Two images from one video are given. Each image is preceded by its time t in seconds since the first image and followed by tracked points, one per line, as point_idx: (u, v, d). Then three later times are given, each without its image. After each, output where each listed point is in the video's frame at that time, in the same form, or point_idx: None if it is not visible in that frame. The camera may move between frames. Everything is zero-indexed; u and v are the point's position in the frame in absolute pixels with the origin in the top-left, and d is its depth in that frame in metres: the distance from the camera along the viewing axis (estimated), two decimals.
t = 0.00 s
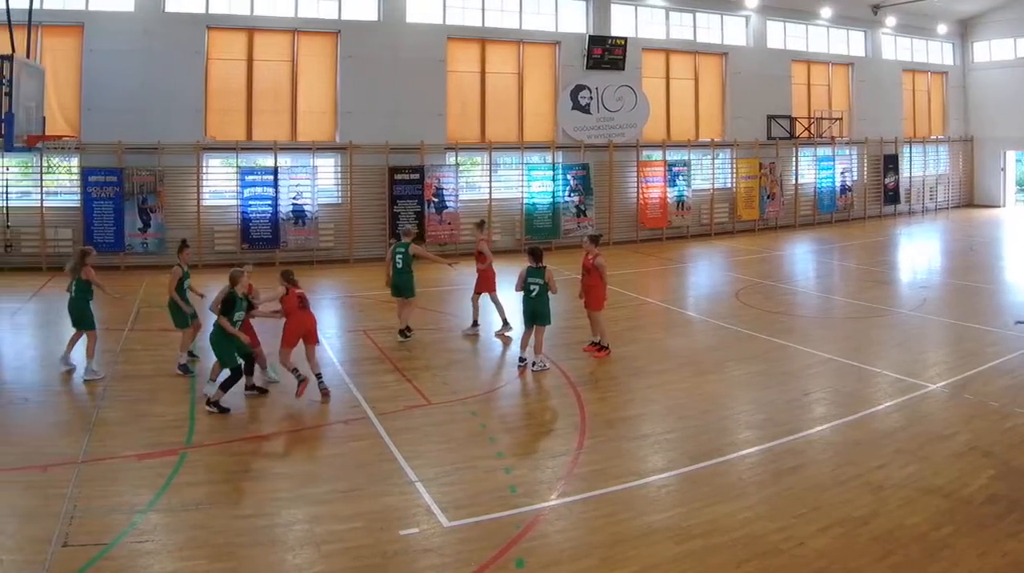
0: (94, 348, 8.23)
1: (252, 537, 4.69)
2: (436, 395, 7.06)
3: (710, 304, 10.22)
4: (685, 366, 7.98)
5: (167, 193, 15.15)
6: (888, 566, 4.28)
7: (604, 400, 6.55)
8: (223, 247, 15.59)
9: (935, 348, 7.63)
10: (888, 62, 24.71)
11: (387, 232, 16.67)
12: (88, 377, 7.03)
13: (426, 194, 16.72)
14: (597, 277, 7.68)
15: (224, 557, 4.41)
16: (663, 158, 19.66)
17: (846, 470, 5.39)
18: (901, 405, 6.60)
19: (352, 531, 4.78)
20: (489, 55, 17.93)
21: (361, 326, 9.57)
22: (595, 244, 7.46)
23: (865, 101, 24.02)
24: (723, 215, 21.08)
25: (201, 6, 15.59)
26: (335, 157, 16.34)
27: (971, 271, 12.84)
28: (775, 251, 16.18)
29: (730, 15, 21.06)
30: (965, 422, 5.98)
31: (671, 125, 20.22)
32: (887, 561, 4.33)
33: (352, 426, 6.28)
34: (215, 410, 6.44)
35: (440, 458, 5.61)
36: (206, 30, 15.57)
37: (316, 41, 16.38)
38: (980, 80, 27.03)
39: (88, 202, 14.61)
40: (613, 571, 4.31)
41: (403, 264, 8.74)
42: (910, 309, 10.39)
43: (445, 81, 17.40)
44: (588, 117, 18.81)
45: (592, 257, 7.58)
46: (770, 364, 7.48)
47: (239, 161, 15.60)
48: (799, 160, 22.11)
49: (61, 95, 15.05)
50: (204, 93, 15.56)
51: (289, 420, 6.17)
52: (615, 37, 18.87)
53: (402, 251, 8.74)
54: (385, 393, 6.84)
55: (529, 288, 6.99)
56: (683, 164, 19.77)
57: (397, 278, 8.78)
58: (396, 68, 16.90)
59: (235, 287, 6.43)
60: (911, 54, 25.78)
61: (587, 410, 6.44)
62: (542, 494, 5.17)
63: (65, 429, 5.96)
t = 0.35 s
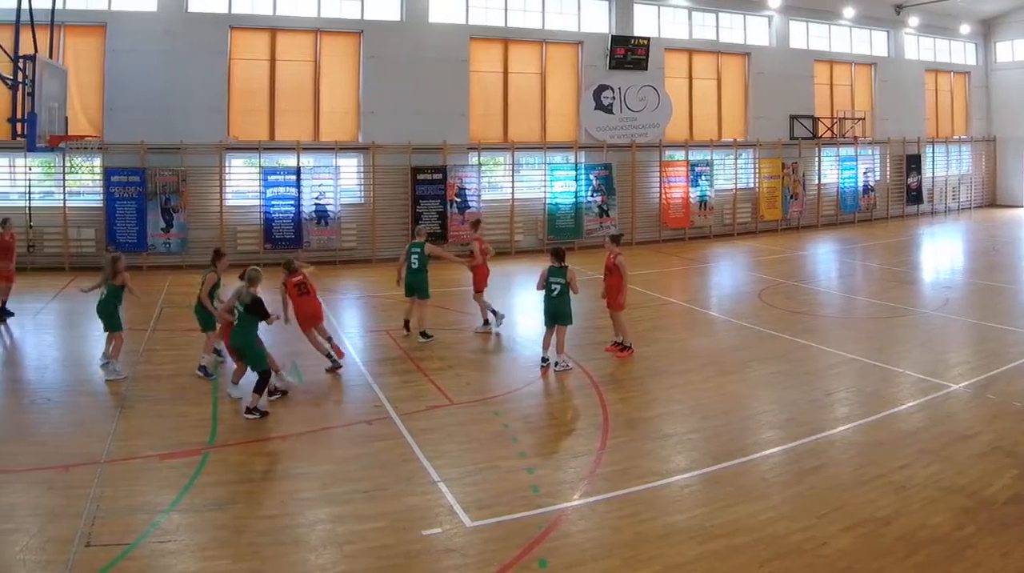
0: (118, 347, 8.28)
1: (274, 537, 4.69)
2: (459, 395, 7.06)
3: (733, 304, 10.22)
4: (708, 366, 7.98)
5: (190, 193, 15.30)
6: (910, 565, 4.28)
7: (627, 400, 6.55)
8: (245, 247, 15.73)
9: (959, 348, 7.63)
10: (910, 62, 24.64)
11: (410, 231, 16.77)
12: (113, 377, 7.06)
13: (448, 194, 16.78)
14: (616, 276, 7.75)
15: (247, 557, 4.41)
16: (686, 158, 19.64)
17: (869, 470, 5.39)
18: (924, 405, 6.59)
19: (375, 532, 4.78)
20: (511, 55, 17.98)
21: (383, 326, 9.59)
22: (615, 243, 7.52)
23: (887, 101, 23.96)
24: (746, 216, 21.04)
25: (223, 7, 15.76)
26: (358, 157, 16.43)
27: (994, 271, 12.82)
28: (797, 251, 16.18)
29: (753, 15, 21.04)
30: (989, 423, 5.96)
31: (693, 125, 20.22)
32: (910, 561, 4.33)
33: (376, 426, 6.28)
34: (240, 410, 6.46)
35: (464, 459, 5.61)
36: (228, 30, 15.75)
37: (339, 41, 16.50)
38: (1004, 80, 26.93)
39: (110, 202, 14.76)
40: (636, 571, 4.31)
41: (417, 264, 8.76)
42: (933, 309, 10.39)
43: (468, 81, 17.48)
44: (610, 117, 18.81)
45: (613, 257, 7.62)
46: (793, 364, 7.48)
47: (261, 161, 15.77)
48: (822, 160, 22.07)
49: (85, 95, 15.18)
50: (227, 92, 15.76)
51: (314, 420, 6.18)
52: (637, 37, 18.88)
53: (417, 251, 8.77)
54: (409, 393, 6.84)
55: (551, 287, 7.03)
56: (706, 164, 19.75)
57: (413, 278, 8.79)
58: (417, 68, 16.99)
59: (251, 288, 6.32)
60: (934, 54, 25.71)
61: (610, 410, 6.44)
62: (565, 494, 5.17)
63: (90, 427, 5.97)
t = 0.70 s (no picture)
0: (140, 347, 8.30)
1: (294, 538, 4.69)
2: (479, 395, 7.07)
3: (753, 304, 10.23)
4: (728, 366, 7.98)
5: (209, 192, 15.35)
6: (930, 566, 4.27)
7: (648, 400, 6.55)
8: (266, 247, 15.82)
9: (979, 348, 7.63)
10: (930, 61, 24.56)
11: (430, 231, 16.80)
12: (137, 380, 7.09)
13: (468, 194, 16.88)
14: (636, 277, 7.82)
15: (267, 557, 4.41)
16: (707, 157, 19.64)
17: (889, 471, 5.38)
18: (944, 405, 6.60)
19: (396, 532, 4.78)
20: (532, 54, 18.00)
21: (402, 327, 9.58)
22: (637, 243, 7.59)
23: (907, 101, 23.89)
24: (767, 216, 21.04)
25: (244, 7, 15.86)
26: (378, 157, 16.50)
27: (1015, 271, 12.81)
28: (817, 251, 16.17)
29: (773, 15, 21.04)
30: (1009, 422, 5.95)
31: (714, 125, 20.19)
32: (930, 561, 4.32)
33: (397, 426, 6.28)
34: (260, 410, 6.46)
35: (484, 459, 5.61)
36: (249, 30, 15.82)
37: (358, 41, 16.56)
38: None
39: (131, 202, 14.87)
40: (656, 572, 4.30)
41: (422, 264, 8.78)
42: (953, 309, 10.39)
43: (489, 81, 17.51)
44: (631, 118, 18.82)
45: (634, 257, 7.69)
46: (814, 364, 7.48)
47: (281, 161, 15.84)
48: (842, 160, 22.02)
49: (105, 94, 15.23)
50: (248, 91, 15.82)
51: (335, 421, 6.18)
52: (657, 37, 18.88)
53: (422, 254, 8.73)
54: (428, 393, 6.83)
55: (572, 288, 7.04)
56: (726, 165, 19.75)
57: (421, 279, 8.81)
58: (437, 67, 17.03)
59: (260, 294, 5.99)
60: (954, 54, 25.62)
61: (631, 410, 6.44)
62: (585, 494, 5.17)
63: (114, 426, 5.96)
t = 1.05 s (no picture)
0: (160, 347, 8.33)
1: (314, 538, 4.69)
2: (498, 395, 7.07)
3: (774, 304, 10.24)
4: (747, 366, 7.99)
5: (229, 193, 15.43)
6: (951, 565, 4.27)
7: (668, 400, 6.56)
8: (286, 248, 15.89)
9: (1000, 348, 7.63)
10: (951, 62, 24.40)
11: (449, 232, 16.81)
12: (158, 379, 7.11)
13: (489, 194, 16.87)
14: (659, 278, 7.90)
15: (288, 557, 4.41)
16: (727, 158, 19.62)
17: (910, 471, 5.38)
18: (965, 405, 6.60)
19: (417, 532, 4.78)
20: (552, 54, 18.02)
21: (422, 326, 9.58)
22: (659, 243, 7.64)
23: (927, 101, 23.74)
24: (786, 216, 20.99)
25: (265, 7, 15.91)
26: (399, 157, 16.55)
27: None
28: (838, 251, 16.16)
29: (794, 15, 21.04)
30: None
31: (734, 125, 20.18)
32: (950, 561, 4.32)
33: (418, 426, 6.28)
34: (279, 410, 6.47)
35: (504, 459, 5.62)
36: (269, 30, 15.91)
37: (378, 41, 16.63)
38: None
39: (151, 202, 14.94)
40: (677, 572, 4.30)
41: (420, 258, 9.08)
42: (974, 308, 10.38)
43: (509, 81, 17.54)
44: (651, 118, 18.86)
45: (654, 257, 7.76)
46: (835, 363, 7.48)
47: (301, 161, 15.95)
48: (863, 160, 21.94)
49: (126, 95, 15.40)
50: (267, 91, 15.89)
51: (355, 421, 6.19)
52: (678, 37, 18.88)
53: (422, 247, 9.06)
54: (448, 393, 6.83)
55: (588, 287, 7.10)
56: (746, 164, 19.71)
57: (416, 274, 9.04)
58: (457, 67, 17.07)
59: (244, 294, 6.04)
60: (974, 54, 25.47)
61: (651, 410, 6.45)
62: (605, 494, 5.17)
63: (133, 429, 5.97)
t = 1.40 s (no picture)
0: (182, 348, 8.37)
1: (335, 537, 4.69)
2: (519, 395, 7.07)
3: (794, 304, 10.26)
4: (767, 366, 8.00)
5: (250, 192, 15.57)
6: (972, 565, 4.27)
7: (688, 401, 6.56)
8: (305, 247, 15.94)
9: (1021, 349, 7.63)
10: (972, 62, 24.20)
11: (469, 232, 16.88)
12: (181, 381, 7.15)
13: (509, 194, 16.99)
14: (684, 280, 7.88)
15: (309, 557, 4.41)
16: (747, 158, 19.61)
17: (930, 471, 5.37)
18: (985, 405, 6.60)
19: (437, 532, 4.78)
20: (571, 55, 18.00)
21: (445, 326, 9.55)
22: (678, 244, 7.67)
23: (947, 101, 23.58)
24: (807, 216, 20.97)
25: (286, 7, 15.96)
26: (419, 157, 16.62)
27: None
28: (858, 251, 16.17)
29: (814, 15, 21.00)
30: None
31: (753, 124, 20.14)
32: (971, 561, 4.32)
33: (439, 426, 6.28)
34: (300, 410, 6.47)
35: (524, 459, 5.62)
36: (289, 30, 15.91)
37: (398, 41, 16.64)
38: None
39: (172, 202, 15.07)
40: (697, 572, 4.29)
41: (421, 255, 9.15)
42: (994, 309, 10.38)
43: (529, 81, 17.52)
44: (672, 118, 18.73)
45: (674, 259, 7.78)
46: (855, 364, 7.49)
47: (322, 161, 15.94)
48: (883, 160, 21.86)
49: (146, 93, 15.38)
50: (288, 92, 15.90)
51: (375, 421, 6.19)
52: (698, 37, 18.87)
53: (423, 246, 9.12)
54: (469, 393, 6.84)
55: (607, 288, 7.12)
56: (766, 165, 19.72)
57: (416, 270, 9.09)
58: (477, 67, 17.05)
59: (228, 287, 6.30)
60: (995, 54, 25.27)
61: (671, 410, 6.45)
62: (626, 494, 5.17)
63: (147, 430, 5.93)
